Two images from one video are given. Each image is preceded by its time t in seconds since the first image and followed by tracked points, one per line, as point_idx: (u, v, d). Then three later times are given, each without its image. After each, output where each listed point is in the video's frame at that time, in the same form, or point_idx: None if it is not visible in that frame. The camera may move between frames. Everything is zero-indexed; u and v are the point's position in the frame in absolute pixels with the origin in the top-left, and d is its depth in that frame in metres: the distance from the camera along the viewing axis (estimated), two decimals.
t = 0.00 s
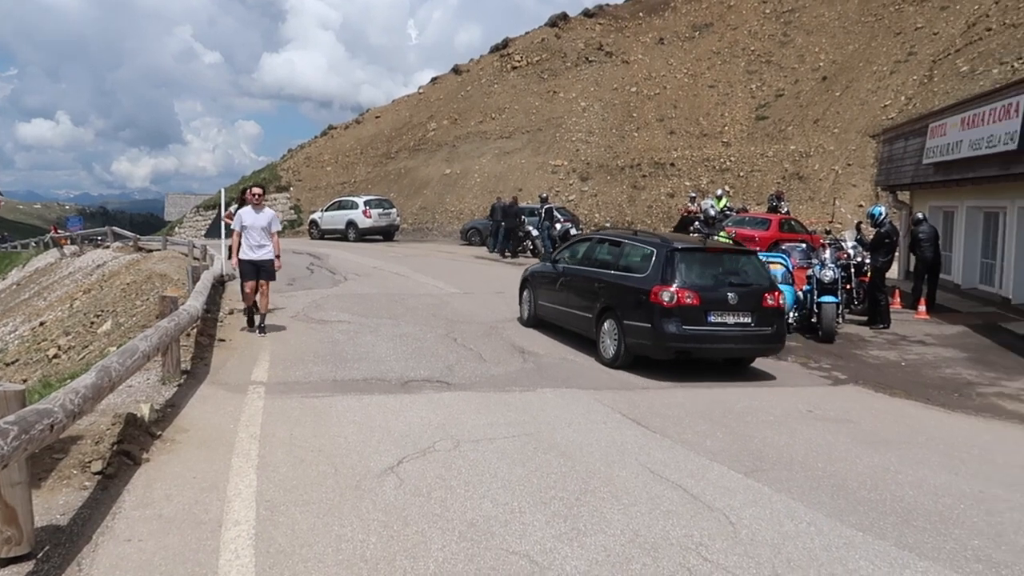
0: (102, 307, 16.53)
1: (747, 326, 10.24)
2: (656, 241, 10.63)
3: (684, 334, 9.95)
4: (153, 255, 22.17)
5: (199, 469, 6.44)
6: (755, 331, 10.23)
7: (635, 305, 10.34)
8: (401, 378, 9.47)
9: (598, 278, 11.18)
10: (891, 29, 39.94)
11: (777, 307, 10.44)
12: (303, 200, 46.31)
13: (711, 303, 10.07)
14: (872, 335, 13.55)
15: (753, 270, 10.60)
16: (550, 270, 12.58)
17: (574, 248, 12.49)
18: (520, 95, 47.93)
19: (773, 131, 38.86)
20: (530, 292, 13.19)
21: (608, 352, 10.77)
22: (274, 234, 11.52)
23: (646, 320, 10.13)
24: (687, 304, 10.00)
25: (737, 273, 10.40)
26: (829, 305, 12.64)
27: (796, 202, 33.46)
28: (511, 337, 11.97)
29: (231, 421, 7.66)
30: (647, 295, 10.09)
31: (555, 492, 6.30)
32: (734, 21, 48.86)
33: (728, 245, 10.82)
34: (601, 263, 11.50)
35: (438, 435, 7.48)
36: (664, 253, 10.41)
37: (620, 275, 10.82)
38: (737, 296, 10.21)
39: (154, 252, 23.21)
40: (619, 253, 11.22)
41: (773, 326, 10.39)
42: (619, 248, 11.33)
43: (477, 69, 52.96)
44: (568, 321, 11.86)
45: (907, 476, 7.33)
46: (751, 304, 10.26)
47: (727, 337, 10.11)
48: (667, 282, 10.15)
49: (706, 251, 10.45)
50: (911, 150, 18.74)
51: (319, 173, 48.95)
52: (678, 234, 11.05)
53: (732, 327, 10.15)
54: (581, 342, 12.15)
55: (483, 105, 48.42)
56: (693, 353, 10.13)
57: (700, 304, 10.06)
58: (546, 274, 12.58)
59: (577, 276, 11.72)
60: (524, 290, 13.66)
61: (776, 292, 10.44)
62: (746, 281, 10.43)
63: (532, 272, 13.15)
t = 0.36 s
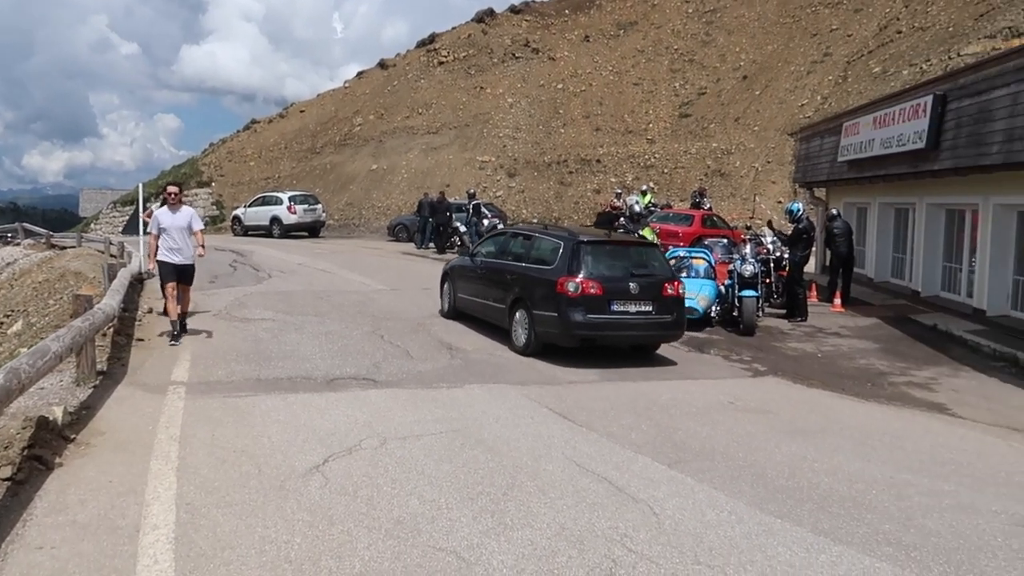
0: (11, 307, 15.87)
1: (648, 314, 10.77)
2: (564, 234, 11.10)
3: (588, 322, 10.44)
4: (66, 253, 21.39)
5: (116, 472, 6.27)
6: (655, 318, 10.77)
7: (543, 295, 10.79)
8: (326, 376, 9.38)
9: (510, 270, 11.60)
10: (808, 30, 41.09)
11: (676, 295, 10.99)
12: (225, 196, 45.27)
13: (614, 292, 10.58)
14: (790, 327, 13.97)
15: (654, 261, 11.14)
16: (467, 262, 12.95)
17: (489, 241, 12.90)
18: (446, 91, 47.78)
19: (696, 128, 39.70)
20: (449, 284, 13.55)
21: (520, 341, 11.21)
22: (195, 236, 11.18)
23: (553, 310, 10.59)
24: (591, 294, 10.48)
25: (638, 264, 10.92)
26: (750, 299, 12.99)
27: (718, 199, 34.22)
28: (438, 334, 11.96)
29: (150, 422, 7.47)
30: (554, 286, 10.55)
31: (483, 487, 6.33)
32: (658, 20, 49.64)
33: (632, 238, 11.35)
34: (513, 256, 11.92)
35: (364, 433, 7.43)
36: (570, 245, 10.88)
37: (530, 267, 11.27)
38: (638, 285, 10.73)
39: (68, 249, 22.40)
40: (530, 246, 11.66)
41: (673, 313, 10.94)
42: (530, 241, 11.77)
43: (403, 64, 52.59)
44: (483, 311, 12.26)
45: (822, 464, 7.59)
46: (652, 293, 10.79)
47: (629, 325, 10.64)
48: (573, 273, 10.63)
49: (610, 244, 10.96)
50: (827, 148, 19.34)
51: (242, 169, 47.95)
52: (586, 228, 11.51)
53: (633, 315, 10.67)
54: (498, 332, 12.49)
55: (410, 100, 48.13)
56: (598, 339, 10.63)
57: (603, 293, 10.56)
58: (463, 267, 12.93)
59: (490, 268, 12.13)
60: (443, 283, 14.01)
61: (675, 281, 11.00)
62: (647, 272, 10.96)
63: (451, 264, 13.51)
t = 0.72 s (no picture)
0: None
1: (553, 303, 11.11)
2: (472, 227, 11.39)
3: (495, 311, 10.74)
4: None
5: (23, 477, 6.03)
6: (560, 307, 11.11)
7: (452, 286, 11.06)
8: (246, 374, 9.21)
9: (421, 263, 11.85)
10: (725, 28, 42.03)
11: (581, 285, 11.38)
12: (139, 190, 43.87)
13: (519, 283, 10.90)
14: (709, 319, 14.30)
15: (560, 252, 11.50)
16: (382, 256, 13.15)
17: (403, 235, 13.13)
18: (368, 84, 47.29)
19: (617, 124, 40.28)
20: (365, 278, 13.72)
21: (430, 331, 11.46)
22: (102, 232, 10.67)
23: (461, 300, 10.86)
24: (497, 285, 10.79)
25: (544, 255, 11.27)
26: (670, 292, 13.24)
27: (639, 194, 34.77)
28: (361, 330, 11.87)
29: (59, 424, 7.20)
30: (461, 277, 10.84)
31: (406, 483, 6.31)
32: (579, 16, 50.07)
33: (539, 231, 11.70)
34: (425, 249, 12.16)
35: (285, 431, 7.33)
36: (477, 238, 11.18)
37: (440, 259, 11.52)
38: (543, 276, 11.08)
39: None
40: (440, 239, 11.92)
41: (578, 302, 11.31)
42: (440, 234, 12.03)
43: (324, 56, 51.82)
44: (396, 303, 12.47)
45: (739, 452, 7.81)
46: (557, 283, 11.14)
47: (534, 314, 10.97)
48: (479, 264, 10.93)
49: (516, 237, 11.29)
50: (743, 145, 19.85)
51: (157, 162, 46.56)
52: (495, 222, 11.81)
53: (539, 304, 11.00)
54: (412, 324, 12.69)
55: (331, 93, 47.48)
56: (504, 328, 10.94)
57: (509, 284, 10.87)
58: (378, 261, 13.08)
59: (403, 261, 12.36)
60: (360, 277, 14.16)
61: (579, 271, 11.37)
62: (552, 263, 11.32)
63: (366, 258, 13.69)
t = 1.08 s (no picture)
0: None
1: (467, 294, 11.43)
2: (388, 221, 11.61)
3: (409, 303, 11.00)
4: None
5: None
6: (474, 298, 11.43)
7: (368, 279, 11.27)
8: (169, 375, 8.99)
9: (339, 256, 12.03)
10: (651, 25, 42.60)
11: (494, 277, 11.70)
12: (54, 186, 42.30)
13: (434, 275, 11.17)
14: (637, 313, 14.52)
15: (474, 245, 11.80)
16: (302, 250, 13.29)
17: (322, 229, 13.29)
18: (294, 78, 46.53)
19: (546, 120, 40.50)
20: (286, 271, 13.84)
21: (349, 323, 11.67)
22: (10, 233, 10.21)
23: (377, 293, 11.10)
24: (411, 277, 11.04)
25: (458, 248, 11.56)
26: (599, 287, 13.41)
27: (568, 189, 35.05)
28: (289, 328, 11.70)
29: None
30: (376, 270, 11.05)
31: (336, 483, 6.25)
32: (507, 11, 50.14)
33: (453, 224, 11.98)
34: (343, 242, 12.34)
35: (210, 433, 7.19)
36: (393, 232, 11.40)
37: (357, 253, 11.72)
38: (457, 268, 11.37)
39: None
40: (358, 233, 12.11)
41: (492, 293, 11.63)
42: (358, 228, 12.22)
43: (248, 49, 50.76)
44: (316, 296, 12.64)
45: (666, 443, 7.96)
46: (471, 275, 11.44)
47: (449, 305, 11.26)
48: (395, 257, 11.16)
49: (431, 230, 11.54)
50: (669, 141, 20.19)
51: (73, 157, 44.98)
52: (411, 216, 12.04)
53: (452, 296, 11.31)
54: (333, 317, 12.86)
55: (256, 86, 46.55)
56: (420, 319, 11.21)
57: (424, 276, 11.13)
58: (299, 254, 13.22)
59: (322, 255, 12.53)
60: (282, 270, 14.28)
61: (492, 263, 11.69)
62: (467, 255, 11.61)
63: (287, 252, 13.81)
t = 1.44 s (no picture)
0: None
1: (397, 290, 11.59)
2: (319, 219, 11.70)
3: (339, 299, 11.13)
4: None
5: None
6: (403, 294, 11.60)
7: (299, 276, 11.38)
8: (104, 380, 8.78)
9: (271, 254, 12.09)
10: (594, 26, 42.92)
11: (424, 273, 11.87)
12: None
13: (363, 271, 11.31)
14: (582, 311, 14.63)
15: (404, 242, 11.93)
16: (236, 248, 13.32)
17: (256, 226, 13.31)
18: (234, 75, 45.77)
19: (491, 119, 40.53)
20: (222, 268, 13.86)
21: (282, 319, 11.78)
22: None
23: (308, 289, 11.22)
24: (341, 274, 11.17)
25: (388, 244, 11.69)
26: (544, 286, 13.48)
27: (514, 188, 35.13)
28: (230, 330, 11.53)
29: None
30: (306, 267, 11.16)
31: (278, 487, 6.18)
32: (451, 10, 50.04)
33: (384, 221, 12.10)
34: (275, 240, 12.40)
35: (148, 438, 7.05)
36: (323, 230, 11.49)
37: (289, 251, 11.81)
38: (387, 265, 11.52)
39: None
40: (290, 230, 12.17)
41: (421, 289, 11.81)
42: (289, 226, 12.29)
43: (186, 45, 49.76)
44: (251, 293, 12.70)
45: (610, 439, 8.05)
46: (400, 271, 11.60)
47: (378, 301, 11.41)
48: (325, 254, 11.27)
49: (361, 228, 11.65)
50: (612, 140, 20.38)
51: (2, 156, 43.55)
52: (343, 213, 12.13)
53: (383, 292, 11.47)
54: (268, 313, 12.93)
55: (194, 84, 45.66)
56: (351, 315, 11.35)
57: (354, 273, 11.26)
58: (233, 252, 13.25)
59: (255, 252, 12.59)
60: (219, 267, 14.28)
61: (422, 260, 11.85)
62: (397, 252, 11.76)
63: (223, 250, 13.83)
